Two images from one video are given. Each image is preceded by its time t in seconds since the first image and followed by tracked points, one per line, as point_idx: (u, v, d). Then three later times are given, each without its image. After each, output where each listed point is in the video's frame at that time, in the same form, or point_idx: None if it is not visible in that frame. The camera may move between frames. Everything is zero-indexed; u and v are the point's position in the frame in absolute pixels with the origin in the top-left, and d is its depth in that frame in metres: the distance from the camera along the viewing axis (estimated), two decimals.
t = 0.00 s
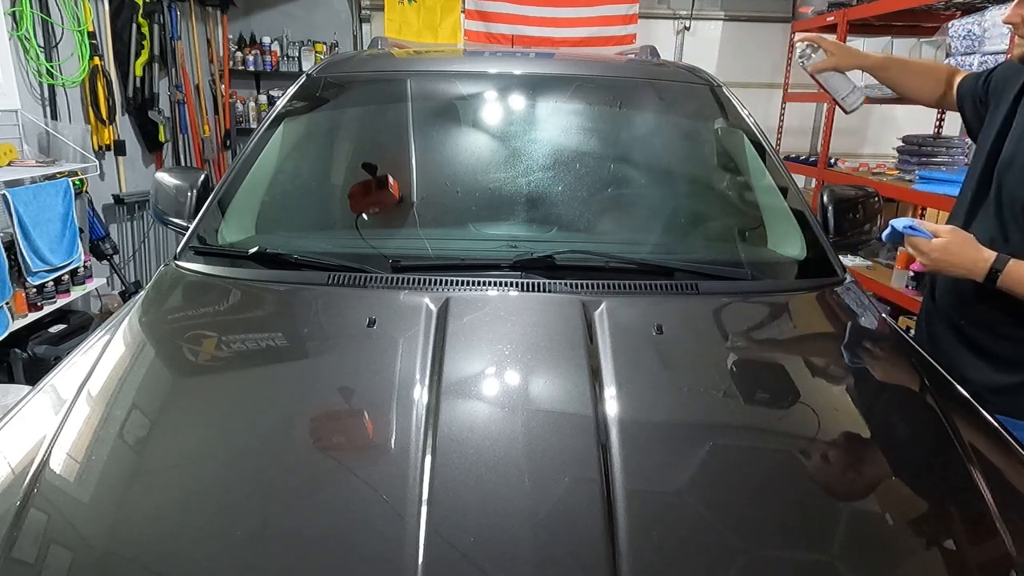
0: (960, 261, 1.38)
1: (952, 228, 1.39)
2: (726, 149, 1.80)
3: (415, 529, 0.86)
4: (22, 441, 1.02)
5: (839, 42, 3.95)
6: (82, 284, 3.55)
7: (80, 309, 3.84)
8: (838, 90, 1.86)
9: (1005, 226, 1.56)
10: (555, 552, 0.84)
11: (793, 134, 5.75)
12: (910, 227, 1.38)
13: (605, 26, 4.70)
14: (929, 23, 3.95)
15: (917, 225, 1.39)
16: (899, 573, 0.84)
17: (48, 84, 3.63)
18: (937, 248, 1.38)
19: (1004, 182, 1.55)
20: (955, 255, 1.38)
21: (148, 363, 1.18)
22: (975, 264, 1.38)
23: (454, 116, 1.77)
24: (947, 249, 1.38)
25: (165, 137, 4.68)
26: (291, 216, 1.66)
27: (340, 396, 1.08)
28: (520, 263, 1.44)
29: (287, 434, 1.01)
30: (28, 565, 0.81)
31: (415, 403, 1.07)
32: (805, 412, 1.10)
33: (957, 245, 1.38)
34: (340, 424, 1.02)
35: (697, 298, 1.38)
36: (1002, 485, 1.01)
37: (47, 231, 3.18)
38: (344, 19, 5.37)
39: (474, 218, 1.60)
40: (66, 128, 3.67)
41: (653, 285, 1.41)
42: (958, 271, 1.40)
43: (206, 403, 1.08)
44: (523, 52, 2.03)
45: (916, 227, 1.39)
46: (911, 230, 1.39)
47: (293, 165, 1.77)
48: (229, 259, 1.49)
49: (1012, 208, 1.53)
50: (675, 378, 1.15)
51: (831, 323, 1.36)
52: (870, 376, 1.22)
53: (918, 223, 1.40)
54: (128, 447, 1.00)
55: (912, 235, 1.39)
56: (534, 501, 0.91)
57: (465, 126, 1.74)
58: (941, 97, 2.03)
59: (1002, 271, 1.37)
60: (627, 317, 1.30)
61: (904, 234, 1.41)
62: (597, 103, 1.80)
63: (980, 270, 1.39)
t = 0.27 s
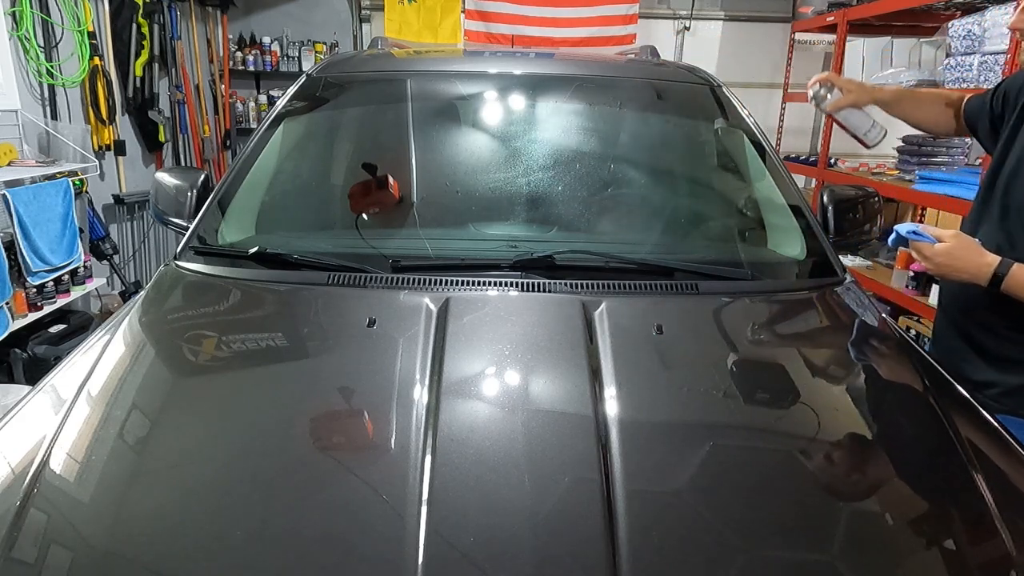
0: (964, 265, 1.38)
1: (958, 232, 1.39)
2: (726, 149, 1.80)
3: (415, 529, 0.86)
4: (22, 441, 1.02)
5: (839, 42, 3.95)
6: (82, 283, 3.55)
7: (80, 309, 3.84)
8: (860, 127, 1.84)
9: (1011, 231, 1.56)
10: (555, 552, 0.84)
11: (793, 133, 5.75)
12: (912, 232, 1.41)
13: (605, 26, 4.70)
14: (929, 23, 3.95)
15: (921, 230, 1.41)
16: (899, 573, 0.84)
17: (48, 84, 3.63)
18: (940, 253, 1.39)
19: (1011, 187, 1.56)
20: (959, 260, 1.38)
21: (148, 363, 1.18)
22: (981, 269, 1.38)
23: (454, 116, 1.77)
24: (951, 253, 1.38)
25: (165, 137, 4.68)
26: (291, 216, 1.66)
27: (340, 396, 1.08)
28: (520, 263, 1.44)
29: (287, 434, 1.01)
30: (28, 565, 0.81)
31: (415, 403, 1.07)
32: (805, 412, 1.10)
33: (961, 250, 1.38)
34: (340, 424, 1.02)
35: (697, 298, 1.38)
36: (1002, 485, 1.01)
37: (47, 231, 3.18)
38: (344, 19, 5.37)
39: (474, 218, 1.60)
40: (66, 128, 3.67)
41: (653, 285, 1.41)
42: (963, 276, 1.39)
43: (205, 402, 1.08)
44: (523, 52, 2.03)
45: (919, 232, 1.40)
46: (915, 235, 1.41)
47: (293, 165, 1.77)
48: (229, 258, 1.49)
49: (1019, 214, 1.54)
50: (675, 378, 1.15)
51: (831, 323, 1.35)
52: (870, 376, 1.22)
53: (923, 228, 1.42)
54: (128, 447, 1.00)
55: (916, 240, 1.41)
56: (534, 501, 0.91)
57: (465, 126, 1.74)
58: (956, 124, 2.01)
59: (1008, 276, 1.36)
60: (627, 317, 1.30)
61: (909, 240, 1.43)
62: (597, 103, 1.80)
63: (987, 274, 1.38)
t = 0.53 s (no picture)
0: (986, 263, 1.39)
1: (977, 229, 1.40)
2: (726, 149, 1.80)
3: (415, 529, 0.86)
4: (22, 441, 1.02)
5: (839, 42, 3.95)
6: (82, 284, 3.55)
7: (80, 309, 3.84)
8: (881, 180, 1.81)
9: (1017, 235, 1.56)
10: (555, 552, 0.84)
11: (793, 134, 5.75)
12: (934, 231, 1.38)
13: (605, 26, 4.69)
14: (929, 23, 3.95)
15: (940, 229, 1.39)
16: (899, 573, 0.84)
17: (48, 84, 3.63)
18: (963, 251, 1.38)
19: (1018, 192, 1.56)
20: (981, 258, 1.39)
21: (148, 363, 1.18)
22: (1000, 265, 1.39)
23: (454, 116, 1.77)
24: (973, 251, 1.38)
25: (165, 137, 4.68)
26: (291, 216, 1.66)
27: (340, 396, 1.08)
28: (520, 263, 1.44)
29: (287, 434, 1.01)
30: (28, 565, 0.81)
31: (415, 403, 1.07)
32: (805, 412, 1.10)
33: (983, 247, 1.39)
34: (340, 424, 1.02)
35: (697, 298, 1.38)
36: (1002, 485, 1.01)
37: (47, 231, 3.18)
38: (344, 19, 5.37)
39: (474, 218, 1.59)
40: (66, 128, 3.67)
41: (653, 285, 1.41)
42: (983, 273, 1.40)
43: (205, 402, 1.08)
44: (523, 52, 2.03)
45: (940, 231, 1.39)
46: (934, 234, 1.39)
47: (293, 165, 1.77)
48: (229, 258, 1.49)
49: None
50: (675, 378, 1.15)
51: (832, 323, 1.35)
52: (870, 376, 1.22)
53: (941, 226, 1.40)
54: (128, 447, 1.00)
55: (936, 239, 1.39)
56: (534, 501, 0.91)
57: (465, 126, 1.74)
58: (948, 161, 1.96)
59: None
60: (627, 317, 1.30)
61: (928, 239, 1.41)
62: (597, 103, 1.80)
63: (1005, 270, 1.40)
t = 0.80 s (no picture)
0: None
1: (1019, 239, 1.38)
2: (726, 149, 1.80)
3: (415, 529, 0.86)
4: (22, 441, 1.02)
5: (839, 43, 3.95)
6: (82, 283, 3.55)
7: (80, 309, 3.84)
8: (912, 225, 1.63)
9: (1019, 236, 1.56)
10: (555, 551, 0.84)
11: (793, 134, 5.75)
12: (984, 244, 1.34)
13: (605, 26, 4.70)
14: (929, 23, 3.95)
15: (986, 242, 1.36)
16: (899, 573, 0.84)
17: (48, 84, 3.63)
18: (1013, 261, 1.35)
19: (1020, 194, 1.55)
20: None
21: (148, 363, 1.18)
22: None
23: (454, 116, 1.77)
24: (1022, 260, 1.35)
25: (165, 137, 4.68)
26: (291, 216, 1.66)
27: (340, 396, 1.08)
28: (520, 263, 1.44)
29: (287, 434, 1.01)
30: (28, 565, 0.81)
31: (415, 403, 1.07)
32: (805, 412, 1.10)
33: None
34: (340, 424, 1.02)
35: (697, 298, 1.38)
36: (1002, 485, 1.01)
37: (47, 231, 3.18)
38: (344, 19, 5.37)
39: (474, 218, 1.59)
40: (66, 128, 3.67)
41: (653, 285, 1.41)
42: None
43: (205, 402, 1.08)
44: (523, 52, 2.02)
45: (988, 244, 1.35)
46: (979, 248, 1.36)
47: (293, 166, 1.77)
48: (229, 258, 1.49)
49: None
50: (675, 378, 1.15)
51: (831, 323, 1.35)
52: (869, 376, 1.22)
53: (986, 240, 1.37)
54: (128, 447, 1.00)
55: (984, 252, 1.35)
56: (534, 501, 0.91)
57: (465, 126, 1.74)
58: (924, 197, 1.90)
59: None
60: (627, 317, 1.30)
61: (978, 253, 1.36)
62: (597, 103, 1.80)
63: None
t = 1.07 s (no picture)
0: None
1: None
2: (726, 149, 1.80)
3: (415, 529, 0.86)
4: (22, 441, 1.02)
5: (840, 43, 3.95)
6: (82, 283, 3.55)
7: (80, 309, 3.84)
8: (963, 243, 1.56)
9: None
10: (555, 551, 0.84)
11: (793, 134, 5.75)
12: None
13: (605, 26, 4.70)
14: (929, 23, 3.95)
15: None
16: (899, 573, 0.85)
17: (48, 84, 3.63)
18: None
19: None
20: None
21: (148, 363, 1.18)
22: None
23: (454, 116, 1.77)
24: None
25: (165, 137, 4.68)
26: (292, 216, 1.66)
27: (340, 396, 1.08)
28: (520, 263, 1.44)
29: (287, 434, 1.01)
30: (28, 565, 0.81)
31: (415, 403, 1.07)
32: (805, 412, 1.10)
33: None
34: (340, 424, 1.02)
35: (697, 298, 1.38)
36: (1002, 485, 1.01)
37: (47, 231, 3.18)
38: (344, 19, 5.37)
39: (474, 218, 1.59)
40: (66, 128, 3.67)
41: (653, 285, 1.41)
42: None
43: (206, 402, 1.08)
44: (523, 52, 2.02)
45: None
46: None
47: (293, 166, 1.77)
48: (229, 258, 1.49)
49: None
50: (675, 378, 1.15)
51: (831, 323, 1.35)
52: (870, 376, 1.22)
53: None
54: (128, 447, 1.00)
55: None
56: (534, 501, 0.91)
57: (465, 126, 1.74)
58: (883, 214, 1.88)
59: None
60: (627, 317, 1.30)
61: None
62: (597, 102, 1.80)
63: None
